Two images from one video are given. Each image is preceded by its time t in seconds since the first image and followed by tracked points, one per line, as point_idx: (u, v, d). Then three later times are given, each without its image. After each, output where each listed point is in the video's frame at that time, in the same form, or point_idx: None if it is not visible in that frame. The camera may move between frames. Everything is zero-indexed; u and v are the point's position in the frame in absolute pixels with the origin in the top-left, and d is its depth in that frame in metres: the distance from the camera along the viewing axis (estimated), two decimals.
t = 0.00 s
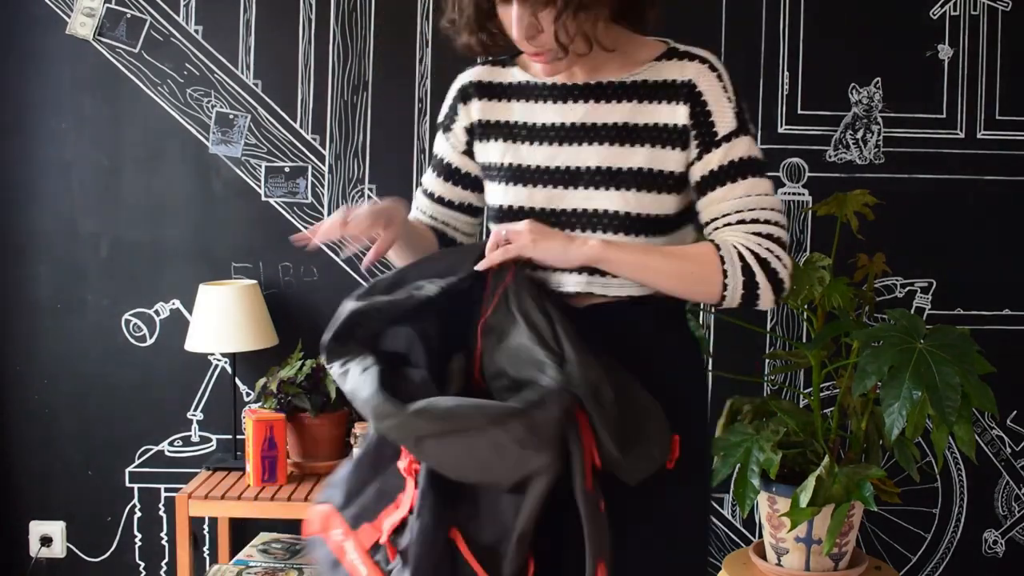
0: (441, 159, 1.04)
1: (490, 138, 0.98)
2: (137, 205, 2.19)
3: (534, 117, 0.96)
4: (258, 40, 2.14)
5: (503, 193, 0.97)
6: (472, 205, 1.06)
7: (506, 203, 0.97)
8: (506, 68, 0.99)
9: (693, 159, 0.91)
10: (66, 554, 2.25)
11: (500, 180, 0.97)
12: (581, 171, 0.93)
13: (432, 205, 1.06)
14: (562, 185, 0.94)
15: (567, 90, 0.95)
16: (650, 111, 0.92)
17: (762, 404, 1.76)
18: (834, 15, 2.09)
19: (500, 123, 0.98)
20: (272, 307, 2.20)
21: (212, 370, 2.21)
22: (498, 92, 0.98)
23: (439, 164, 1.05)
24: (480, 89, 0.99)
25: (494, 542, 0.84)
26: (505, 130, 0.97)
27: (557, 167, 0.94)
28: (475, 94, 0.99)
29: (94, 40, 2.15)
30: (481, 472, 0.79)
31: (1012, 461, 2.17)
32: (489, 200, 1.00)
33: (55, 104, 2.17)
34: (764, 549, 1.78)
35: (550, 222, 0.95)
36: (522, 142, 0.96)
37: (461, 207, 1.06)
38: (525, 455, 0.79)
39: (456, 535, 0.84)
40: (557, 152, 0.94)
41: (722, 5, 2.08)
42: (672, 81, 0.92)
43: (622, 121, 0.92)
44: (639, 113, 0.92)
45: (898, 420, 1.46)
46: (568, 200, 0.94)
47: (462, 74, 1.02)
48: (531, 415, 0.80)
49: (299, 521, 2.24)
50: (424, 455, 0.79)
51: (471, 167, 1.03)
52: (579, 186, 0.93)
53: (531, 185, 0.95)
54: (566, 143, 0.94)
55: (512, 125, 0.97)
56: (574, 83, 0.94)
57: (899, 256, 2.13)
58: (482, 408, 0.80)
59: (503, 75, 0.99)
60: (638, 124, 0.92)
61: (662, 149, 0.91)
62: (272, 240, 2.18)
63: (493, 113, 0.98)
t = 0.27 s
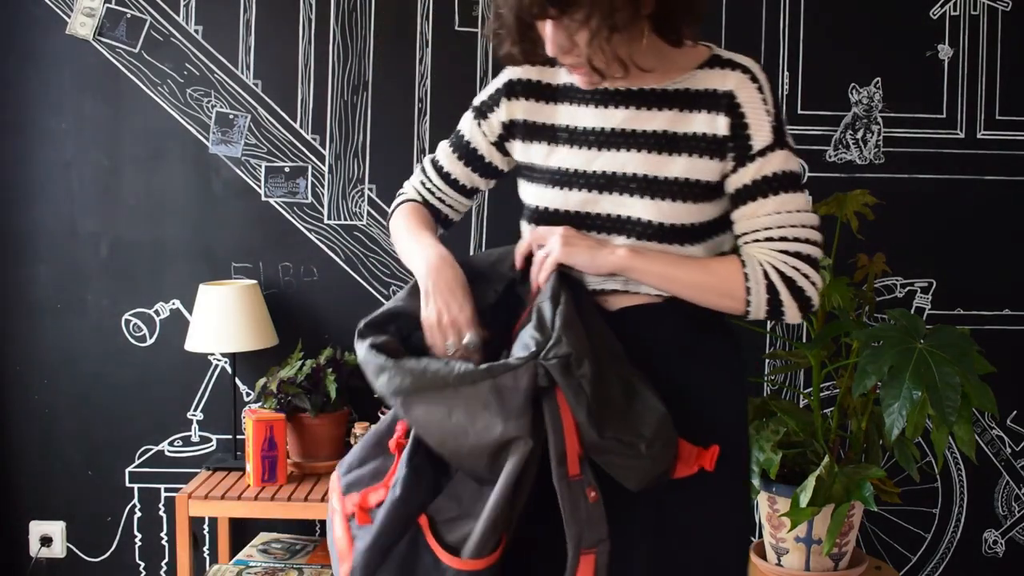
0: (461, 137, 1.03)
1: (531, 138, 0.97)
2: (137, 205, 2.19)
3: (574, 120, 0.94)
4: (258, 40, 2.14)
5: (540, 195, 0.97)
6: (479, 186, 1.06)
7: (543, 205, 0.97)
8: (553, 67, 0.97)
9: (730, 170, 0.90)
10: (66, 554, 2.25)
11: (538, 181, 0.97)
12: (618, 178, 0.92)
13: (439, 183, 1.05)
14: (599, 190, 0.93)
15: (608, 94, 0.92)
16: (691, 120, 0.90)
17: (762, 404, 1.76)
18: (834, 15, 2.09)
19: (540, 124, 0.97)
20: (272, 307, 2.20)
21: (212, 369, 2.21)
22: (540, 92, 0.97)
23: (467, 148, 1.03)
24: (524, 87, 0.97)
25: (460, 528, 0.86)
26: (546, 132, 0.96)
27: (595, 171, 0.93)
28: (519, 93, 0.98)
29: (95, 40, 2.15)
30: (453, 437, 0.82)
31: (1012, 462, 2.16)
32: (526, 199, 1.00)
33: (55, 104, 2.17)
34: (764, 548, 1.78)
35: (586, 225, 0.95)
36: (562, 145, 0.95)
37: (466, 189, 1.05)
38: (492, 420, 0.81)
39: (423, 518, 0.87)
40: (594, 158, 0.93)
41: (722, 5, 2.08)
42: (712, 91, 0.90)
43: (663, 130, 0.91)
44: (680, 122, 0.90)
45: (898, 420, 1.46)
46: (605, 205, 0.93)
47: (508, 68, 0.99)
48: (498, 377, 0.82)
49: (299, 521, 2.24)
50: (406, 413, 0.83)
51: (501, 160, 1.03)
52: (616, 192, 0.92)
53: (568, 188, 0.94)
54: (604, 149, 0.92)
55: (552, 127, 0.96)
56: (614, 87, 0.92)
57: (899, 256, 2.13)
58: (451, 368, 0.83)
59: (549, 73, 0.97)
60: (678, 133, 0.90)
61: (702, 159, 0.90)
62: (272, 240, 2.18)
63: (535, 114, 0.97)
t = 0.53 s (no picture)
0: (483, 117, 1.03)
1: (559, 132, 0.96)
2: (137, 206, 2.19)
3: (604, 117, 0.94)
4: (258, 40, 2.14)
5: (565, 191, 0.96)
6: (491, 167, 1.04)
7: (568, 202, 0.96)
8: (585, 63, 0.97)
9: (759, 175, 0.90)
10: (66, 555, 2.25)
11: (564, 178, 0.96)
12: (647, 177, 0.91)
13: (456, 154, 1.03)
14: (626, 189, 0.92)
15: (641, 92, 0.92)
16: (723, 124, 0.90)
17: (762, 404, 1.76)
18: (834, 14, 2.09)
19: (569, 119, 0.96)
20: (272, 307, 2.20)
21: (212, 369, 2.21)
22: (571, 88, 0.96)
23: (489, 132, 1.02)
24: (555, 81, 0.97)
25: (471, 542, 0.85)
26: (575, 127, 0.95)
27: (623, 170, 0.92)
28: (550, 87, 0.97)
29: (95, 40, 2.15)
30: (466, 444, 0.82)
31: (1012, 462, 2.16)
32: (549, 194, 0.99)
33: (56, 104, 2.17)
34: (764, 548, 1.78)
35: (611, 224, 0.94)
36: (590, 142, 0.94)
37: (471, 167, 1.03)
38: (507, 426, 0.81)
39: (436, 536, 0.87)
40: (625, 155, 0.92)
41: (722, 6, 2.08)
42: (746, 96, 0.90)
43: (694, 132, 0.90)
44: (711, 124, 0.90)
45: (898, 420, 1.46)
46: (631, 203, 0.93)
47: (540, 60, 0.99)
48: (512, 385, 0.82)
49: (299, 521, 2.24)
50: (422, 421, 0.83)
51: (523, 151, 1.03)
52: (645, 192, 0.92)
53: (594, 185, 0.94)
54: (633, 147, 0.92)
55: (580, 123, 0.95)
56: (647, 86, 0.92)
57: (899, 256, 2.13)
58: (466, 374, 0.83)
59: (580, 69, 0.97)
60: (709, 135, 0.90)
61: (734, 163, 0.89)
62: (272, 240, 2.18)
63: (565, 108, 0.96)
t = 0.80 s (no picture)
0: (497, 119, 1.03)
1: (566, 131, 0.95)
2: (137, 206, 2.19)
3: (611, 115, 0.93)
4: (258, 40, 2.14)
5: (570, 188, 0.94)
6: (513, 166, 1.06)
7: (571, 199, 0.94)
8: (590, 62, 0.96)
9: (764, 177, 0.90)
10: (66, 555, 2.25)
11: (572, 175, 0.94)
12: (654, 176, 0.90)
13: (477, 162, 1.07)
14: (634, 188, 0.91)
15: (649, 92, 0.92)
16: (733, 125, 0.90)
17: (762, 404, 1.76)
18: (834, 14, 2.09)
19: (575, 117, 0.95)
20: (272, 307, 2.20)
21: (212, 369, 2.21)
22: (577, 86, 0.95)
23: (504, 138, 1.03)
24: (560, 79, 0.96)
25: None
26: (581, 125, 0.94)
27: (631, 168, 0.91)
28: (556, 85, 0.96)
29: (95, 40, 2.15)
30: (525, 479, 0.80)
31: (1012, 461, 2.17)
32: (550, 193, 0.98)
33: (55, 104, 2.17)
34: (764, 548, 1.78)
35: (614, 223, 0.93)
36: (597, 140, 0.93)
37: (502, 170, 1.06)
38: (574, 462, 0.79)
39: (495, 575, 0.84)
40: (632, 154, 0.91)
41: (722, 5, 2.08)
42: (755, 97, 0.90)
43: (703, 132, 0.90)
44: (720, 125, 0.90)
45: (898, 420, 1.46)
46: (637, 203, 0.91)
47: (546, 59, 0.99)
48: (579, 421, 0.79)
49: (299, 521, 2.24)
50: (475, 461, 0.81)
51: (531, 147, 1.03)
52: (652, 191, 0.91)
53: (601, 184, 0.92)
54: (641, 145, 0.91)
55: (587, 120, 0.94)
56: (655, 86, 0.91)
57: (899, 256, 2.13)
58: (527, 416, 0.79)
59: (586, 66, 0.96)
60: (718, 135, 0.90)
61: (742, 165, 0.89)
62: (272, 240, 2.18)
63: (571, 105, 0.95)
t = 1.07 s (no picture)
0: (473, 155, 1.00)
1: (546, 141, 0.95)
2: (137, 206, 2.19)
3: (590, 119, 0.93)
4: (258, 40, 2.14)
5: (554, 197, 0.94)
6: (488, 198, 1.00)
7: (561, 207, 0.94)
8: (560, 69, 0.96)
9: (763, 150, 0.90)
10: (66, 554, 2.25)
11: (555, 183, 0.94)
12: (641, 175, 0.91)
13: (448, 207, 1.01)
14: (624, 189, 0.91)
15: (624, 92, 0.92)
16: (710, 111, 0.90)
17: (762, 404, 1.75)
18: (833, 14, 2.09)
19: (552, 125, 0.95)
20: (272, 307, 2.20)
21: (212, 370, 2.21)
22: (549, 95, 0.95)
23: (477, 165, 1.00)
24: (532, 91, 0.96)
25: (636, 513, 0.74)
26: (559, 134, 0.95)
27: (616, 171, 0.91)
28: (528, 96, 0.95)
29: (95, 40, 2.15)
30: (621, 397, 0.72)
31: (1012, 461, 2.17)
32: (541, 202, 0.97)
33: (55, 103, 2.17)
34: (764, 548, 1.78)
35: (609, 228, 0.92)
36: (579, 145, 0.93)
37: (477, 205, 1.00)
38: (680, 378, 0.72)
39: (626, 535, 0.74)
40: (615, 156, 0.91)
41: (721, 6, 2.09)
42: (731, 81, 0.90)
43: (682, 123, 0.90)
44: (699, 114, 0.90)
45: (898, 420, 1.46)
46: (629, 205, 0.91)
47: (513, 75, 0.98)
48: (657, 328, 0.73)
49: (299, 521, 2.24)
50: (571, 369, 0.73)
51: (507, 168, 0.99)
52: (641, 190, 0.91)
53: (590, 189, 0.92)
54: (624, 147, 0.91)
55: (566, 128, 0.94)
56: (629, 85, 0.92)
57: (899, 256, 2.13)
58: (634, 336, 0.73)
59: (554, 75, 0.96)
60: (698, 125, 0.90)
61: (725, 148, 0.89)
62: (272, 240, 2.18)
63: (548, 116, 0.95)
